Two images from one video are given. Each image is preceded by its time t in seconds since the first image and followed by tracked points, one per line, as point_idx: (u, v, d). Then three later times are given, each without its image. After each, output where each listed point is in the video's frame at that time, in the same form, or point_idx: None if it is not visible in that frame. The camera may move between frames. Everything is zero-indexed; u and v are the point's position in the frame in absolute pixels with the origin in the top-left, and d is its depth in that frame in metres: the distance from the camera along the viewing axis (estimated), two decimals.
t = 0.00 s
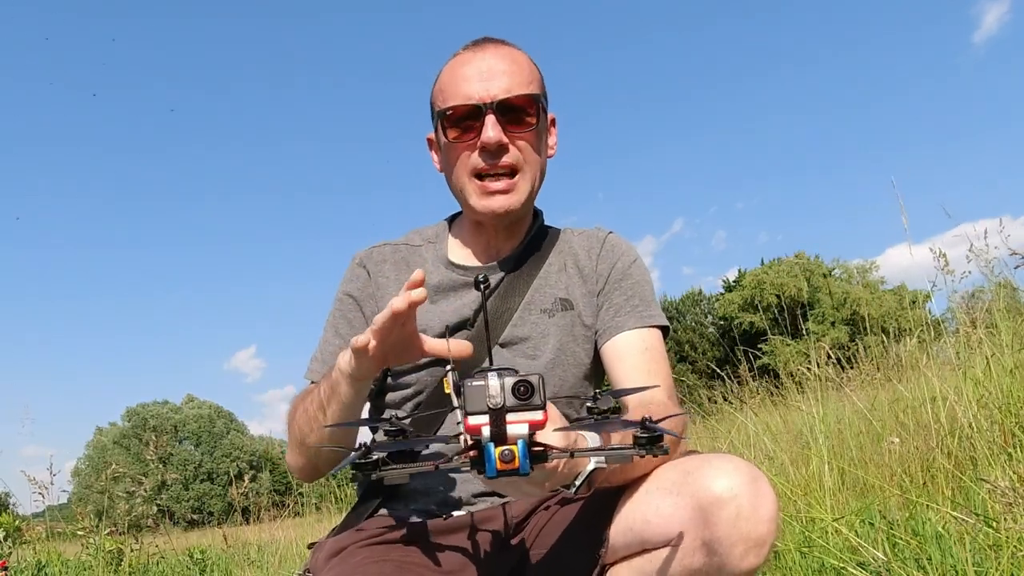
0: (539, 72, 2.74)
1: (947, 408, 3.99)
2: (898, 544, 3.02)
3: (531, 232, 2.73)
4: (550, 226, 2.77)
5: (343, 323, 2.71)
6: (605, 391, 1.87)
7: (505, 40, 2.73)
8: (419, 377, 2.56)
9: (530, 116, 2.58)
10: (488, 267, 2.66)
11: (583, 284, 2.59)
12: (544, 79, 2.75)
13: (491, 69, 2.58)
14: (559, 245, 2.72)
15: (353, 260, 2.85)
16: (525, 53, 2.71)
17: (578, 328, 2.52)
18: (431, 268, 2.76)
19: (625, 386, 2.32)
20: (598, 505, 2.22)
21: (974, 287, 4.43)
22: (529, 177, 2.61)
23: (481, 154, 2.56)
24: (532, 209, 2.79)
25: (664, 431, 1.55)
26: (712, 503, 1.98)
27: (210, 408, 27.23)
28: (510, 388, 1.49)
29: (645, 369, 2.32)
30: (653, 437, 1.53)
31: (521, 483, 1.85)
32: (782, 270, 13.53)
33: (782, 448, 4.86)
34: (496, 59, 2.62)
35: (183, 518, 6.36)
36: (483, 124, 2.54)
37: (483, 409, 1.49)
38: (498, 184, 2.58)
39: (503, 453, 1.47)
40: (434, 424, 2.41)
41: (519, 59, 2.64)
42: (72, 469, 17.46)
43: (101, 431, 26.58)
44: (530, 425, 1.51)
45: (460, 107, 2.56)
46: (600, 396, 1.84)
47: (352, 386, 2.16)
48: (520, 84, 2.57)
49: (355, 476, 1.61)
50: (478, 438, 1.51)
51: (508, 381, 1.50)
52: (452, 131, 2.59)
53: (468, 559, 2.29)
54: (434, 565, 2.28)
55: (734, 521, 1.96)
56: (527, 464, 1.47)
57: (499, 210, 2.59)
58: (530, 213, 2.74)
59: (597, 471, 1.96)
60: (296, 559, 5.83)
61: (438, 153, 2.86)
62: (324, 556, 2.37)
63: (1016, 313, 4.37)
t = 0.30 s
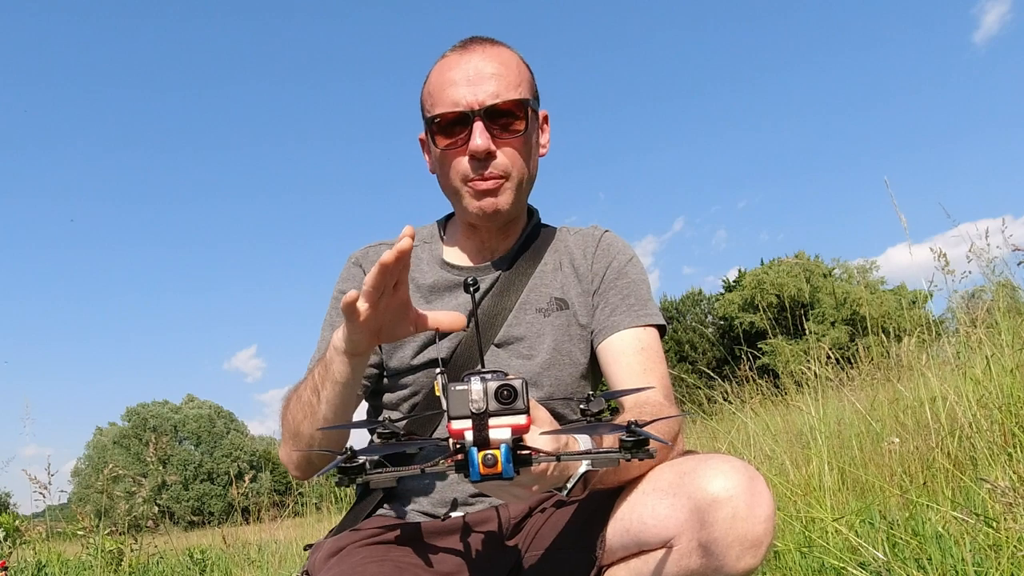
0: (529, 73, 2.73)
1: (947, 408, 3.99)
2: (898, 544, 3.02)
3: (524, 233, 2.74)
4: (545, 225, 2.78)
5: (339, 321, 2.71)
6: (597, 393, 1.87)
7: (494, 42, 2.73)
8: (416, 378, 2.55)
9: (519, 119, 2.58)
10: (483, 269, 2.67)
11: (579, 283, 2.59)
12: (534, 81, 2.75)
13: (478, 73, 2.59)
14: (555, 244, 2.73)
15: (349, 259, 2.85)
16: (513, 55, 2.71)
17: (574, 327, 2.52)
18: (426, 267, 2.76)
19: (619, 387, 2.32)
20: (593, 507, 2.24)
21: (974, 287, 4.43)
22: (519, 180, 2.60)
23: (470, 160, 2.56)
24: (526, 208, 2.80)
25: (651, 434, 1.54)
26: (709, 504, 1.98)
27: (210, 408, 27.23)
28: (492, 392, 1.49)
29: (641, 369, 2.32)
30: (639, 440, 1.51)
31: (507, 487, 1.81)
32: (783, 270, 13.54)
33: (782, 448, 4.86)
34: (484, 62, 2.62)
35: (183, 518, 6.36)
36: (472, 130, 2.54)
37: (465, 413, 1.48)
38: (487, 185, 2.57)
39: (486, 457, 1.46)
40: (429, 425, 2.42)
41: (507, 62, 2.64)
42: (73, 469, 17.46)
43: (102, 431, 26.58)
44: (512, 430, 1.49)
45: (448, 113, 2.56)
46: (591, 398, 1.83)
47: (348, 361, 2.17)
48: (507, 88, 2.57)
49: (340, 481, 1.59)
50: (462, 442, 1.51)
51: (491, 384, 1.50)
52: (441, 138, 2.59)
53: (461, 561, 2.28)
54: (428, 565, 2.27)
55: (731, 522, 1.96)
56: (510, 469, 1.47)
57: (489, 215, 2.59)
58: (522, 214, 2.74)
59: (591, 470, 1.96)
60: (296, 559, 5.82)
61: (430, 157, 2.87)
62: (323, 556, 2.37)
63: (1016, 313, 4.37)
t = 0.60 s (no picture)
0: (529, 70, 2.73)
1: (947, 408, 3.99)
2: (898, 544, 3.02)
3: (524, 233, 2.74)
4: (546, 224, 2.78)
5: (341, 320, 2.72)
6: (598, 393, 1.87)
7: (493, 38, 2.73)
8: (417, 379, 2.56)
9: (517, 116, 2.58)
10: (484, 268, 2.67)
11: (581, 284, 2.59)
12: (534, 78, 2.75)
13: (477, 70, 2.59)
14: (555, 243, 2.73)
15: (350, 259, 2.85)
16: (513, 52, 2.71)
17: (575, 328, 2.52)
18: (427, 267, 2.76)
19: (621, 387, 2.32)
20: (595, 508, 2.24)
21: (974, 287, 4.43)
22: (517, 178, 2.59)
23: (468, 158, 2.56)
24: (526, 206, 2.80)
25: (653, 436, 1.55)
26: (711, 506, 1.98)
27: (210, 408, 27.25)
28: (494, 395, 1.49)
29: (642, 369, 2.33)
30: (641, 443, 1.53)
31: (510, 489, 1.82)
32: (783, 270, 13.54)
33: (782, 448, 4.87)
34: (483, 59, 2.62)
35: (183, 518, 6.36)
36: (470, 128, 2.55)
37: (467, 415, 1.49)
38: (486, 183, 2.57)
39: (487, 459, 1.47)
40: (430, 427, 2.42)
41: (506, 59, 2.64)
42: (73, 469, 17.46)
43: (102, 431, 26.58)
44: (514, 432, 1.49)
45: (447, 111, 2.57)
46: (594, 399, 1.83)
47: (352, 383, 2.16)
48: (506, 85, 2.57)
49: (341, 482, 1.60)
50: (463, 444, 1.51)
51: (492, 387, 1.50)
52: (440, 135, 2.60)
53: (462, 561, 2.28)
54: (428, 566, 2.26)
55: (732, 524, 1.96)
56: (512, 471, 1.46)
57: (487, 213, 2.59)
58: (522, 212, 2.73)
59: (594, 473, 1.98)
60: (296, 559, 5.82)
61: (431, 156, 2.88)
62: (323, 556, 2.37)
63: (1016, 313, 4.37)
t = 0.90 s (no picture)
0: (539, 67, 2.73)
1: (947, 408, 3.99)
2: (898, 544, 3.02)
3: (529, 230, 2.74)
4: (550, 222, 2.78)
5: (343, 319, 2.72)
6: (601, 395, 1.88)
7: (505, 33, 2.73)
8: (419, 378, 2.56)
9: (527, 112, 2.57)
10: (487, 267, 2.67)
11: (584, 283, 2.59)
12: (544, 75, 2.75)
13: (488, 64, 2.59)
14: (559, 242, 2.73)
15: (353, 257, 2.85)
16: (524, 48, 2.71)
17: (578, 327, 2.52)
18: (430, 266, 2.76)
19: (623, 388, 2.32)
20: (595, 509, 2.23)
21: (974, 287, 4.44)
22: (525, 174, 2.60)
23: (476, 152, 2.56)
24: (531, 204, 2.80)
25: (655, 442, 1.55)
26: (711, 510, 1.98)
27: (210, 408, 27.25)
28: (495, 396, 1.49)
29: (644, 370, 2.32)
30: (643, 447, 1.53)
31: (512, 491, 1.83)
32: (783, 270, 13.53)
33: (782, 448, 4.87)
34: (495, 54, 2.62)
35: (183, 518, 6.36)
36: (480, 121, 2.54)
37: (467, 416, 1.48)
38: (493, 179, 2.57)
39: (487, 462, 1.47)
40: (430, 427, 2.42)
41: (517, 54, 2.64)
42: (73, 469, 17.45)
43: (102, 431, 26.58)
44: (515, 434, 1.49)
45: (456, 103, 2.56)
46: (596, 400, 1.83)
47: (357, 384, 2.16)
48: (517, 80, 2.57)
49: (341, 480, 1.60)
50: (464, 446, 1.51)
51: (494, 388, 1.50)
52: (448, 128, 2.60)
53: (462, 563, 2.30)
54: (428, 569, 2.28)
55: (732, 529, 1.96)
56: (512, 474, 1.47)
57: (494, 208, 2.59)
58: (527, 210, 2.73)
59: (595, 475, 1.98)
60: (296, 559, 5.81)
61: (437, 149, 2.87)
62: (323, 555, 2.37)
63: (1016, 313, 4.37)
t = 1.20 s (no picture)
0: (550, 67, 2.73)
1: (947, 408, 3.99)
2: (898, 544, 3.02)
3: (531, 230, 2.74)
4: (552, 222, 2.78)
5: (345, 322, 2.72)
6: (605, 396, 1.88)
7: (517, 31, 2.73)
8: (421, 379, 2.56)
9: (537, 111, 2.58)
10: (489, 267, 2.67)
11: (586, 283, 2.59)
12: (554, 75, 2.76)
13: (500, 60, 2.59)
14: (562, 242, 2.73)
15: (353, 259, 2.85)
16: (535, 47, 2.71)
17: (580, 328, 2.52)
18: (431, 266, 2.76)
19: (626, 389, 2.32)
20: (597, 510, 2.23)
21: (974, 287, 4.44)
22: (533, 173, 2.60)
23: (485, 148, 2.56)
24: (533, 204, 2.81)
25: (659, 442, 1.54)
26: (713, 511, 1.98)
27: (210, 408, 27.25)
28: (498, 397, 1.50)
29: (646, 371, 2.32)
30: (647, 447, 1.52)
31: (515, 491, 1.83)
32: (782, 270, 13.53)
33: (783, 448, 4.87)
34: (507, 50, 2.62)
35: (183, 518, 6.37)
36: (491, 117, 2.54)
37: (471, 417, 1.49)
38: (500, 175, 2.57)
39: (490, 462, 1.46)
40: (432, 428, 2.42)
41: (529, 52, 2.64)
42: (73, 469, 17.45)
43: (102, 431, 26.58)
44: (518, 435, 1.50)
45: (467, 97, 2.56)
46: (599, 402, 1.84)
47: (356, 400, 2.16)
48: (529, 78, 2.57)
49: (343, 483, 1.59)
50: (467, 447, 1.51)
51: (497, 389, 1.50)
52: (458, 122, 2.59)
53: (463, 563, 2.29)
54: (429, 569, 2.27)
55: (734, 530, 1.96)
56: (515, 475, 1.46)
57: (500, 206, 2.59)
58: (530, 209, 2.74)
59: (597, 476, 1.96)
60: (296, 559, 5.81)
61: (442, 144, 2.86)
62: (323, 555, 2.37)
63: (1016, 313, 4.37)
